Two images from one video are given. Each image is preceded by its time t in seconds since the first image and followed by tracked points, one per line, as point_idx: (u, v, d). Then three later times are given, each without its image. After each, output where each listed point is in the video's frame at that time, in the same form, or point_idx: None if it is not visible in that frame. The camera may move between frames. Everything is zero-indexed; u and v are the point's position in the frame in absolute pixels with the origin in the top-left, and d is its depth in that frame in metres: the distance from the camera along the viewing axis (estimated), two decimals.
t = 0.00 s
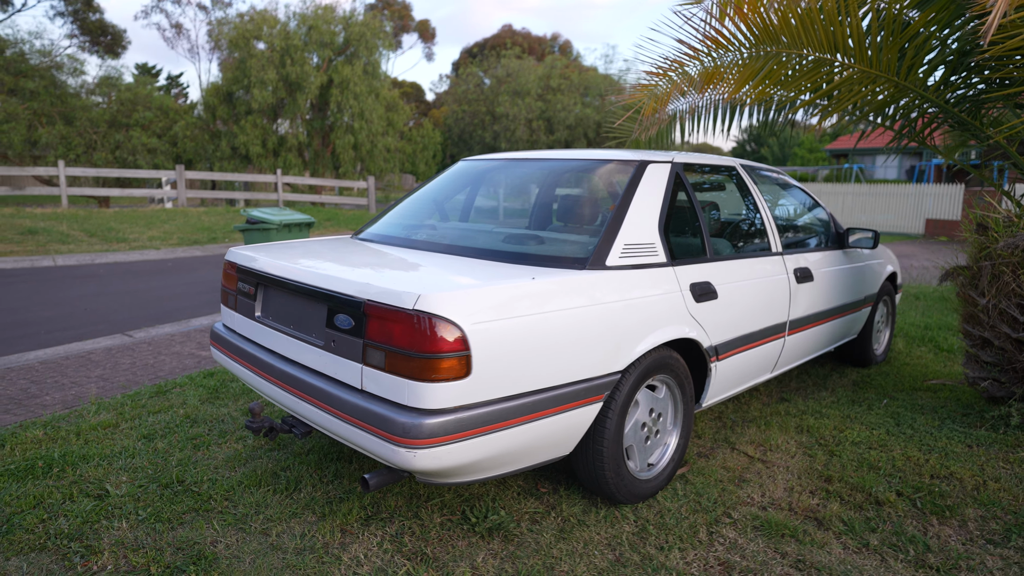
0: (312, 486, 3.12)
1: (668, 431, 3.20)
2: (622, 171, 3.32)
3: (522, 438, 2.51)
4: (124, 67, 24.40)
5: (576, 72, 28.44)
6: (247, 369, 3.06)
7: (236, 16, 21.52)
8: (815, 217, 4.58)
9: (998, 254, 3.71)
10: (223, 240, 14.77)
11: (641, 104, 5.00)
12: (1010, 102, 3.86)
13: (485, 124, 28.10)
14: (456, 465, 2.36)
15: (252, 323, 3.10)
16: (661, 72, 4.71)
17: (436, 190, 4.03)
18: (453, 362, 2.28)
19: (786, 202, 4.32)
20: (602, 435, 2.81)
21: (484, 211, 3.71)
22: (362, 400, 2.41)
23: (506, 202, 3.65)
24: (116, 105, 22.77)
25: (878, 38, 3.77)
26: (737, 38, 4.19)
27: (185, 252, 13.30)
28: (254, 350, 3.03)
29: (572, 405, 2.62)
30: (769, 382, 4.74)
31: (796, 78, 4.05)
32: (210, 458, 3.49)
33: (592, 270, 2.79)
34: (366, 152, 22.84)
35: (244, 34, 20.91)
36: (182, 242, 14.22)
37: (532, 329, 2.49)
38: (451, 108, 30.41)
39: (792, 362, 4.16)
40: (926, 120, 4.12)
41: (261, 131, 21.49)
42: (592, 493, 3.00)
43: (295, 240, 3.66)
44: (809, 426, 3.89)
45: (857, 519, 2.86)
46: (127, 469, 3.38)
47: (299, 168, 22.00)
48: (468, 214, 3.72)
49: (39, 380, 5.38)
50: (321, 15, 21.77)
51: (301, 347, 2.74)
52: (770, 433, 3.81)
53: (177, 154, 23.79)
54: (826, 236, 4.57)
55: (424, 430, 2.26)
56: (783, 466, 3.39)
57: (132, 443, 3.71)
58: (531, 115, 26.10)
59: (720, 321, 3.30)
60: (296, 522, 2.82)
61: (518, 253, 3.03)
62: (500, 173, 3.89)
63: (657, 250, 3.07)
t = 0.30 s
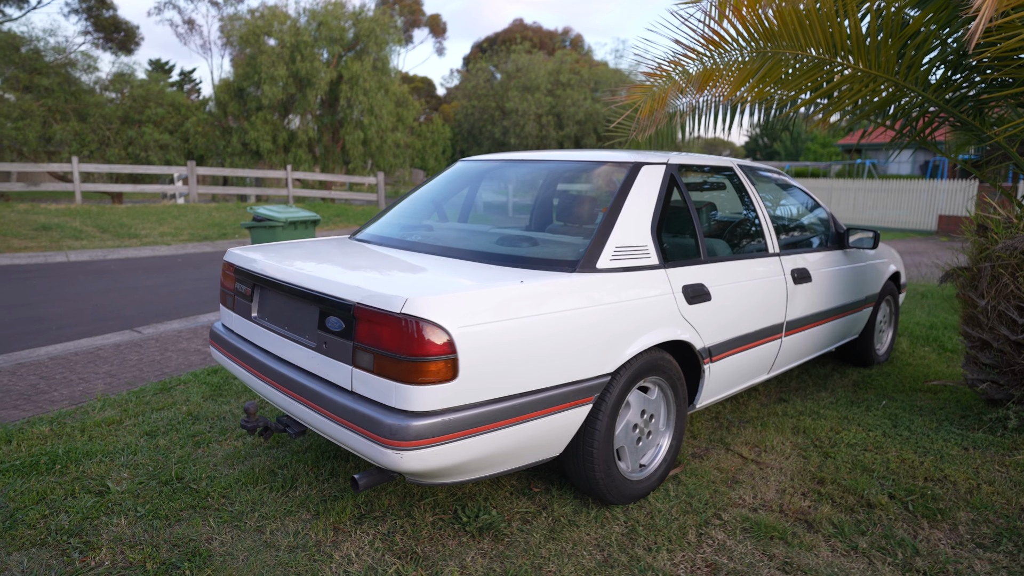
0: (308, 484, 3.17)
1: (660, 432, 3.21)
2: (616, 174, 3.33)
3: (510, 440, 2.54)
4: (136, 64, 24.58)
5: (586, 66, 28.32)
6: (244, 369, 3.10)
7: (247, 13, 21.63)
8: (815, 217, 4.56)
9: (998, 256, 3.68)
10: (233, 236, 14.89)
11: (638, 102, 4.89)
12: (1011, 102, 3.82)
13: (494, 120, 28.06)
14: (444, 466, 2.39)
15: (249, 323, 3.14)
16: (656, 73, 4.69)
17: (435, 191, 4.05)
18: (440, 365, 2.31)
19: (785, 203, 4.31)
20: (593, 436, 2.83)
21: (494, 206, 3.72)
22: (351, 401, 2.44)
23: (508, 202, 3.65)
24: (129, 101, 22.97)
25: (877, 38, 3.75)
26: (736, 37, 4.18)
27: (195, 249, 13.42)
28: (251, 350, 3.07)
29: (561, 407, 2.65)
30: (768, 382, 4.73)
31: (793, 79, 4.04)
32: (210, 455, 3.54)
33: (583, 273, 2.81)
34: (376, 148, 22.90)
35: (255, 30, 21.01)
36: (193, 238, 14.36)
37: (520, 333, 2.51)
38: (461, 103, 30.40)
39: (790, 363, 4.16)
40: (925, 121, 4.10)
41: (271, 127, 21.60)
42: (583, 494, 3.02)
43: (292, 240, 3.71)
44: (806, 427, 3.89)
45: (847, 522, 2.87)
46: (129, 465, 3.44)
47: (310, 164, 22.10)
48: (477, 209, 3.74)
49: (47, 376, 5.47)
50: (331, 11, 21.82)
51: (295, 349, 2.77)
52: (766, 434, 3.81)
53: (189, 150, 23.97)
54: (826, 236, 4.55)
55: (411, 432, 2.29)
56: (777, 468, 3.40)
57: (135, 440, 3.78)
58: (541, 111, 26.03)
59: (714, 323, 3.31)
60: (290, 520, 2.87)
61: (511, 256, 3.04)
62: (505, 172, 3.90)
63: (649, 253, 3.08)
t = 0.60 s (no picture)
0: (306, 483, 3.22)
1: (655, 434, 3.22)
2: (612, 176, 3.33)
3: (501, 442, 2.57)
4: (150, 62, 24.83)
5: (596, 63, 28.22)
6: (242, 369, 3.15)
7: (259, 10, 21.76)
8: (817, 218, 4.54)
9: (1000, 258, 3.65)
10: (244, 233, 15.00)
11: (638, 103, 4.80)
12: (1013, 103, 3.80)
13: (504, 116, 28.03)
14: (435, 467, 2.42)
15: (248, 324, 3.19)
16: (655, 74, 4.68)
17: (435, 192, 4.07)
18: (430, 368, 2.34)
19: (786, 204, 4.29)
20: (585, 438, 2.85)
21: (503, 203, 3.76)
22: (344, 403, 2.48)
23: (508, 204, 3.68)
24: (142, 98, 23.18)
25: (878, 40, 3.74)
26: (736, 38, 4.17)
27: (206, 245, 13.55)
28: (250, 351, 3.12)
29: (553, 409, 2.67)
30: (769, 383, 4.73)
31: (794, 81, 4.04)
32: (212, 453, 3.60)
33: (576, 276, 2.83)
34: (386, 145, 22.97)
35: (266, 28, 21.14)
36: (204, 234, 14.49)
37: (511, 336, 2.54)
38: (471, 100, 30.42)
39: (789, 365, 4.15)
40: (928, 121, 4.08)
41: (283, 124, 21.74)
42: (577, 495, 3.04)
43: (297, 242, 3.79)
44: (804, 429, 3.89)
45: (840, 526, 2.87)
46: (132, 462, 3.50)
47: (320, 161, 22.21)
48: (488, 205, 3.80)
49: (57, 373, 5.57)
50: (342, 8, 21.90)
51: (291, 350, 2.81)
52: (764, 436, 3.81)
53: (201, 147, 24.17)
54: (828, 237, 4.53)
55: (401, 434, 2.32)
56: (773, 470, 3.40)
57: (139, 437, 3.84)
58: (551, 107, 25.97)
59: (709, 325, 3.31)
60: (287, 519, 2.92)
61: (506, 258, 3.06)
62: (504, 173, 3.92)
63: (644, 255, 3.09)
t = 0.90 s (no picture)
0: (307, 480, 3.27)
1: (652, 436, 3.23)
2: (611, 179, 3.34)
3: (494, 444, 2.60)
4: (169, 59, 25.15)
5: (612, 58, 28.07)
6: (245, 368, 3.21)
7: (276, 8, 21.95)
8: (823, 219, 4.51)
9: (1007, 261, 3.60)
10: (259, 230, 15.17)
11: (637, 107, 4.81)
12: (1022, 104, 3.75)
13: (519, 113, 27.99)
14: (427, 468, 2.46)
15: (250, 324, 3.25)
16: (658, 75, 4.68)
17: (438, 192, 4.09)
18: (422, 371, 2.38)
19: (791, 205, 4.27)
20: (580, 441, 2.87)
21: (517, 200, 3.80)
22: (339, 404, 2.52)
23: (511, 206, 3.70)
24: (161, 96, 23.46)
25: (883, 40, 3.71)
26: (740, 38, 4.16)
27: (222, 242, 13.72)
28: (252, 351, 3.18)
29: (546, 412, 2.69)
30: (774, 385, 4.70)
31: (798, 82, 4.02)
32: (218, 450, 3.67)
33: (571, 280, 2.84)
34: (401, 142, 23.06)
35: (283, 25, 21.32)
36: (220, 231, 14.68)
37: (504, 339, 2.56)
38: (486, 96, 30.43)
39: (792, 368, 4.13)
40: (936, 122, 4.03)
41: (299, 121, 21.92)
42: (573, 496, 3.06)
43: (302, 243, 3.85)
44: (806, 432, 3.87)
45: (835, 530, 2.87)
46: (140, 458, 3.59)
47: (336, 158, 22.36)
48: (498, 202, 3.83)
49: (73, 368, 5.69)
50: (357, 5, 22.02)
51: (291, 351, 2.86)
52: (765, 439, 3.81)
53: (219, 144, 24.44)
54: (834, 239, 4.50)
55: (393, 436, 2.36)
56: (772, 473, 3.40)
57: (148, 433, 3.93)
58: (565, 104, 25.89)
59: (708, 328, 3.31)
60: (286, 516, 2.98)
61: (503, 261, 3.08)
62: (506, 174, 3.92)
63: (640, 259, 3.10)
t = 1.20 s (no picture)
0: (307, 480, 3.32)
1: (648, 439, 3.24)
2: (609, 182, 3.35)
3: (487, 447, 2.62)
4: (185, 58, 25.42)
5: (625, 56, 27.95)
6: (247, 369, 3.26)
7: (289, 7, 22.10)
8: (826, 222, 4.48)
9: (1010, 266, 3.57)
10: (271, 228, 15.30)
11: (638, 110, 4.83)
12: None
13: (531, 110, 27.96)
14: (420, 471, 2.49)
15: (252, 325, 3.29)
16: (661, 78, 4.68)
17: (440, 193, 4.12)
18: (415, 376, 2.41)
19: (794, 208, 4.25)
20: (575, 444, 2.89)
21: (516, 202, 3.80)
22: (334, 406, 2.56)
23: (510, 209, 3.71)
24: (177, 94, 23.69)
25: (886, 41, 3.69)
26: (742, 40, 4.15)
27: (235, 240, 13.86)
28: (253, 351, 3.22)
29: (539, 415, 2.71)
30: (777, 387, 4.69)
31: (800, 84, 4.01)
32: (221, 448, 3.73)
33: (566, 284, 2.86)
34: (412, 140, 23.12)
35: (296, 24, 21.46)
36: (233, 229, 14.82)
37: (497, 343, 2.58)
38: (498, 94, 30.43)
39: (793, 371, 4.12)
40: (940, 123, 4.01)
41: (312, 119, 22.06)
42: (568, 499, 3.08)
43: (305, 245, 3.90)
44: (806, 436, 3.86)
45: (829, 536, 2.87)
46: (145, 456, 3.66)
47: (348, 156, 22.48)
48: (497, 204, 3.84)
49: (84, 365, 5.80)
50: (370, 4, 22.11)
51: (289, 352, 2.91)
52: (764, 442, 3.80)
53: (234, 142, 24.65)
54: (838, 241, 4.47)
55: (386, 439, 2.39)
56: (769, 477, 3.40)
57: (154, 431, 4.00)
58: (577, 101, 25.83)
59: (705, 332, 3.31)
60: (285, 515, 3.03)
61: (499, 266, 3.10)
62: (507, 176, 3.94)
63: (636, 263, 3.11)
